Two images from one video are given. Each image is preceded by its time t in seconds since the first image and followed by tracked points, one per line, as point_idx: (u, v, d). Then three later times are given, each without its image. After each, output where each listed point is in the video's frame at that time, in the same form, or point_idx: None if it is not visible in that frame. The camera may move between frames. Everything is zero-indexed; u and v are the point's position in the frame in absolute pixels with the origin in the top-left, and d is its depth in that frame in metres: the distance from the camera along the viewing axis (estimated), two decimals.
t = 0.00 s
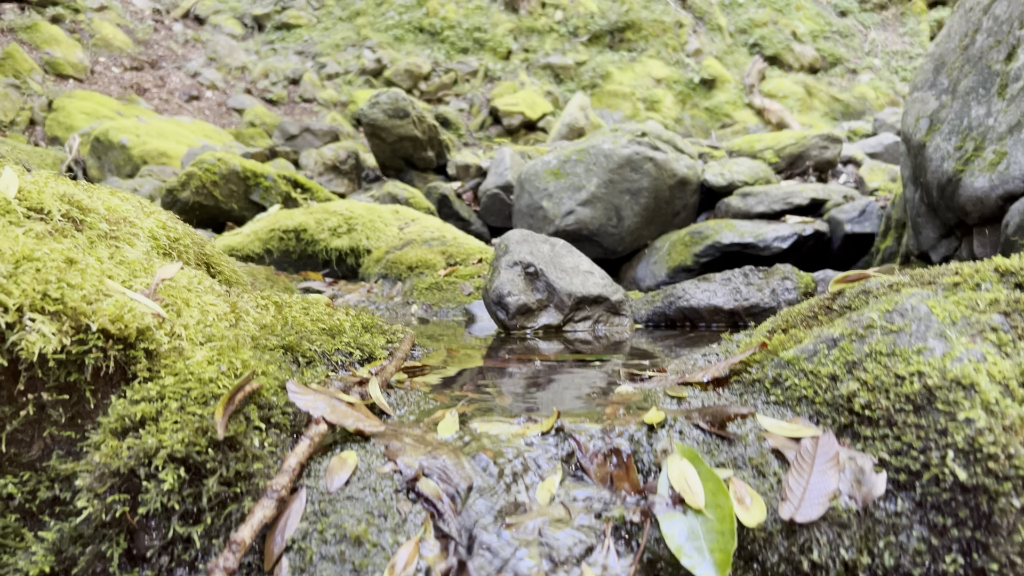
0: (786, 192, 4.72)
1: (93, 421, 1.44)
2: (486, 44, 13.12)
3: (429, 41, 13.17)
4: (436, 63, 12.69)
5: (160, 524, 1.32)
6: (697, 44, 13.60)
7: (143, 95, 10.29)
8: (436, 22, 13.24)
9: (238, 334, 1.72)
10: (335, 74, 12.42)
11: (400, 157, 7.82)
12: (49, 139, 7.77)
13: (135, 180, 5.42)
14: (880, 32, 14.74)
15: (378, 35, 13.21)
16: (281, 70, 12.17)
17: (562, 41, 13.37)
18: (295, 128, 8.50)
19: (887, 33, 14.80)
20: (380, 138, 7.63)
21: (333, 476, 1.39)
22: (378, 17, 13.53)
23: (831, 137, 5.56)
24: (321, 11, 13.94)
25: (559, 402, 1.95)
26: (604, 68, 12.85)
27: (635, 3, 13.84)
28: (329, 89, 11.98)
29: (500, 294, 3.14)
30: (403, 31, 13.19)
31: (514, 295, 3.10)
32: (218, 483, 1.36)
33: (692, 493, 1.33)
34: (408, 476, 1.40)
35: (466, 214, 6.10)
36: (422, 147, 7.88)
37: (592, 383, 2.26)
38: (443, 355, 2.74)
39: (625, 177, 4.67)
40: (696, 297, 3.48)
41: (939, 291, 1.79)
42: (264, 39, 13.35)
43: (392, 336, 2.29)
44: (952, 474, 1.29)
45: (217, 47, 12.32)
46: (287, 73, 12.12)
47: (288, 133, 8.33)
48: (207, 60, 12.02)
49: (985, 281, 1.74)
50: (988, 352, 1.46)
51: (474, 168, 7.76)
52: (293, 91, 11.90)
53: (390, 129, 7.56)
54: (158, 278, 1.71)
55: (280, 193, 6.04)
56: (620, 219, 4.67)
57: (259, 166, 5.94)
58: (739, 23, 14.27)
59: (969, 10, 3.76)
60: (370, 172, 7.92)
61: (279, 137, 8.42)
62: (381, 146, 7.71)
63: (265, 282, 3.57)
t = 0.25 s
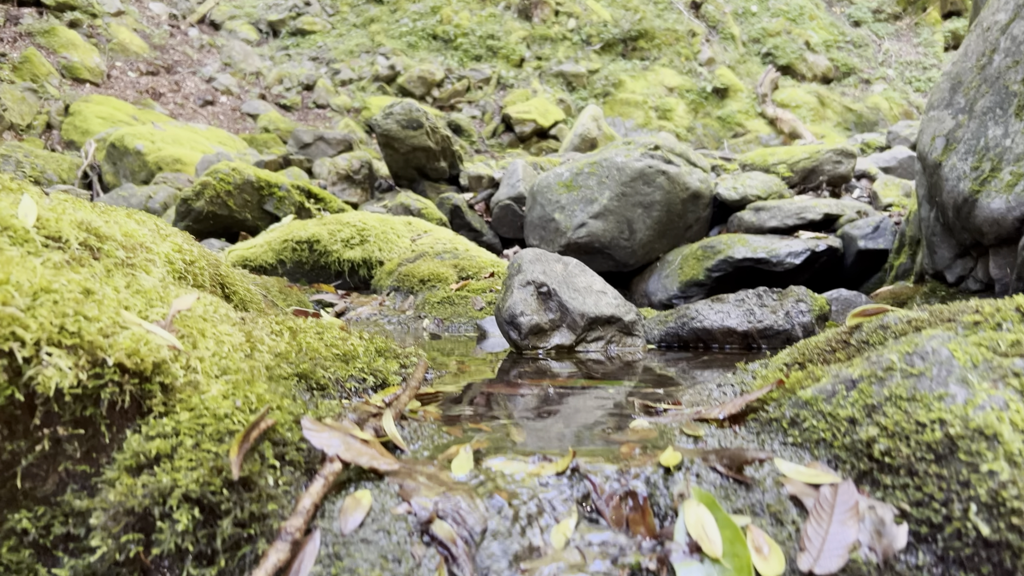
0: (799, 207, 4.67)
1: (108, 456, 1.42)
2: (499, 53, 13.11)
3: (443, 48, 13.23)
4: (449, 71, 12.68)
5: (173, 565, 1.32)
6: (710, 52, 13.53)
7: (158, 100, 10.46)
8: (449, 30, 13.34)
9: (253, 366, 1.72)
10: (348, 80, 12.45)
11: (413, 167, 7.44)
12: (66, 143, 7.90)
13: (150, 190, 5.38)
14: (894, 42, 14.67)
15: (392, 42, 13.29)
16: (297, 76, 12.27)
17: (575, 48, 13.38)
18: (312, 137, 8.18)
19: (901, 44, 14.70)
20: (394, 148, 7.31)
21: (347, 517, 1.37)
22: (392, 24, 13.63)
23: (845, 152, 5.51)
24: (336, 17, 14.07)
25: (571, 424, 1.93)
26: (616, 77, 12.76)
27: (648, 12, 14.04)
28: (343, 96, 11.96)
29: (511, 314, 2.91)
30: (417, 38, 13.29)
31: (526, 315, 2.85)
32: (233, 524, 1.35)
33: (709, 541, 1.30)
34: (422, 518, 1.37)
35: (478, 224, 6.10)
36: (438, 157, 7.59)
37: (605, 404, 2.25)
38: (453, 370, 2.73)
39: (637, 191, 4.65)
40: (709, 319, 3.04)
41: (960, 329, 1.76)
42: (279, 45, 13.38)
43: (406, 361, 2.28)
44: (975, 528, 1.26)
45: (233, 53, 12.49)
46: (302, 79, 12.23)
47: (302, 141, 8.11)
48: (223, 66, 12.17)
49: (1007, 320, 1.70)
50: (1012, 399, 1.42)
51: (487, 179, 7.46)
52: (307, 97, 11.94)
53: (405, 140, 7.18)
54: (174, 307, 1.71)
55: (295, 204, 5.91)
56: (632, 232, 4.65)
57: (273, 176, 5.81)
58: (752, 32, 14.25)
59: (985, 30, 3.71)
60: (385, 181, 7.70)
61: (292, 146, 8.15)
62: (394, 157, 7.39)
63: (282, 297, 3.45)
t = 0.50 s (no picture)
0: (813, 223, 4.65)
1: (132, 496, 1.43)
2: (513, 60, 13.18)
3: (456, 54, 13.34)
4: (463, 78, 12.66)
5: None
6: (723, 62, 13.58)
7: (173, 105, 10.38)
8: (464, 37, 13.46)
9: (275, 404, 1.73)
10: (362, 87, 12.41)
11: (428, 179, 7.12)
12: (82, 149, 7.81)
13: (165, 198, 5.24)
14: (908, 53, 14.59)
15: (406, 49, 13.40)
16: (311, 82, 12.22)
17: (588, 56, 13.57)
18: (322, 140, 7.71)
19: (915, 54, 14.63)
20: (408, 159, 6.96)
21: (369, 563, 1.37)
22: (406, 31, 13.82)
23: (859, 168, 5.50)
24: (351, 24, 14.21)
25: (586, 457, 1.92)
26: (628, 85, 12.81)
27: (661, 22, 14.32)
28: (357, 101, 11.98)
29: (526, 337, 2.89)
30: (431, 45, 13.41)
31: (541, 337, 2.83)
32: (255, 571, 1.36)
33: None
34: (443, 565, 1.36)
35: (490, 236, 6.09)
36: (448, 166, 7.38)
37: (618, 428, 2.25)
38: (464, 385, 2.74)
39: (650, 206, 4.68)
40: (726, 342, 3.01)
41: (981, 374, 1.74)
42: (294, 51, 13.38)
43: (423, 389, 2.29)
44: None
45: (248, 59, 12.48)
46: (316, 85, 12.16)
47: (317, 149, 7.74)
48: (238, 72, 12.14)
49: None
50: None
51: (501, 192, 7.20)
52: (321, 103, 11.85)
53: (420, 152, 6.92)
54: (198, 343, 1.73)
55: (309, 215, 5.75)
56: (646, 246, 4.70)
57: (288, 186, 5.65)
58: (765, 42, 14.27)
59: (1003, 52, 3.68)
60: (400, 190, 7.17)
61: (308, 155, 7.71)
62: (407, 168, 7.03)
63: (297, 312, 3.44)
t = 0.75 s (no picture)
0: (827, 237, 4.62)
1: (159, 528, 1.46)
2: (525, 68, 13.23)
3: (469, 62, 13.48)
4: (476, 85, 12.60)
5: None
6: (736, 71, 13.53)
7: (189, 111, 10.27)
8: (476, 44, 13.61)
9: (298, 434, 1.75)
10: (376, 93, 12.30)
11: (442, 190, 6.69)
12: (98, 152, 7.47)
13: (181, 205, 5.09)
14: (922, 62, 14.49)
15: (419, 56, 13.45)
16: (326, 88, 12.11)
17: (600, 64, 13.58)
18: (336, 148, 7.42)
19: (930, 63, 14.52)
20: (424, 171, 6.52)
21: None
22: (420, 38, 13.91)
23: (874, 183, 5.47)
24: (365, 30, 14.21)
25: (604, 486, 1.92)
26: (641, 93, 12.75)
27: (674, 30, 14.36)
28: (371, 108, 11.89)
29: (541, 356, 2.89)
30: (444, 53, 13.50)
31: (556, 357, 2.83)
32: None
33: None
34: None
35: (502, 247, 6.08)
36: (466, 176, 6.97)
37: (633, 451, 2.23)
38: (477, 399, 2.77)
39: (663, 219, 4.71)
40: (741, 362, 2.99)
41: (1002, 412, 1.72)
42: (308, 58, 13.34)
43: (441, 413, 2.29)
44: None
45: (264, 65, 12.35)
46: (331, 92, 12.07)
47: (332, 158, 7.54)
48: (253, 78, 12.05)
49: None
50: None
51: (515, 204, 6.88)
52: (335, 109, 11.75)
53: (434, 163, 6.48)
54: (223, 372, 1.76)
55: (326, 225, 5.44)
56: (659, 259, 4.72)
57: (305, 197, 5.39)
58: (779, 50, 14.22)
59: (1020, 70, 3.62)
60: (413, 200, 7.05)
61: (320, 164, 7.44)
62: (422, 180, 6.60)
63: (313, 325, 3.44)
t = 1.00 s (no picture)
0: (841, 250, 4.61)
1: (192, 551, 1.47)
2: (538, 74, 13.12)
3: (482, 68, 13.35)
4: (488, 92, 12.50)
5: None
6: (749, 78, 13.44)
7: (205, 116, 9.86)
8: (489, 51, 13.48)
9: (326, 458, 1.77)
10: (388, 100, 12.11)
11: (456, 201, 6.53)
12: (113, 157, 7.31)
13: (197, 212, 5.00)
14: (936, 71, 14.40)
15: (432, 62, 13.32)
16: (339, 95, 11.85)
17: (613, 71, 13.50)
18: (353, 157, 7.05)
19: (943, 72, 14.41)
20: (437, 180, 6.37)
21: None
22: (433, 45, 13.84)
23: (889, 196, 5.43)
24: (378, 36, 14.08)
25: (627, 509, 1.92)
26: (653, 101, 12.62)
27: (687, 38, 14.31)
28: (384, 114, 11.64)
29: (558, 372, 2.90)
30: (457, 59, 13.38)
31: (574, 373, 2.83)
32: None
33: None
34: None
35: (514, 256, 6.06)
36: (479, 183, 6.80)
37: (654, 474, 2.22)
38: (494, 414, 2.78)
39: (678, 231, 4.65)
40: (758, 380, 3.00)
41: None
42: (321, 64, 13.08)
43: (462, 433, 2.31)
44: None
45: (278, 71, 12.07)
46: (345, 98, 11.81)
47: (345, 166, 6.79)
48: (267, 83, 11.75)
49: None
50: None
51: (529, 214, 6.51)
52: (348, 116, 11.50)
53: (448, 172, 6.32)
54: (253, 397, 1.78)
55: (343, 235, 4.66)
56: (673, 271, 4.67)
57: (321, 205, 4.83)
58: (792, 58, 14.14)
59: None
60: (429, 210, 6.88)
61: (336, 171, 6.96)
62: (435, 190, 6.44)
63: (330, 336, 3.43)
